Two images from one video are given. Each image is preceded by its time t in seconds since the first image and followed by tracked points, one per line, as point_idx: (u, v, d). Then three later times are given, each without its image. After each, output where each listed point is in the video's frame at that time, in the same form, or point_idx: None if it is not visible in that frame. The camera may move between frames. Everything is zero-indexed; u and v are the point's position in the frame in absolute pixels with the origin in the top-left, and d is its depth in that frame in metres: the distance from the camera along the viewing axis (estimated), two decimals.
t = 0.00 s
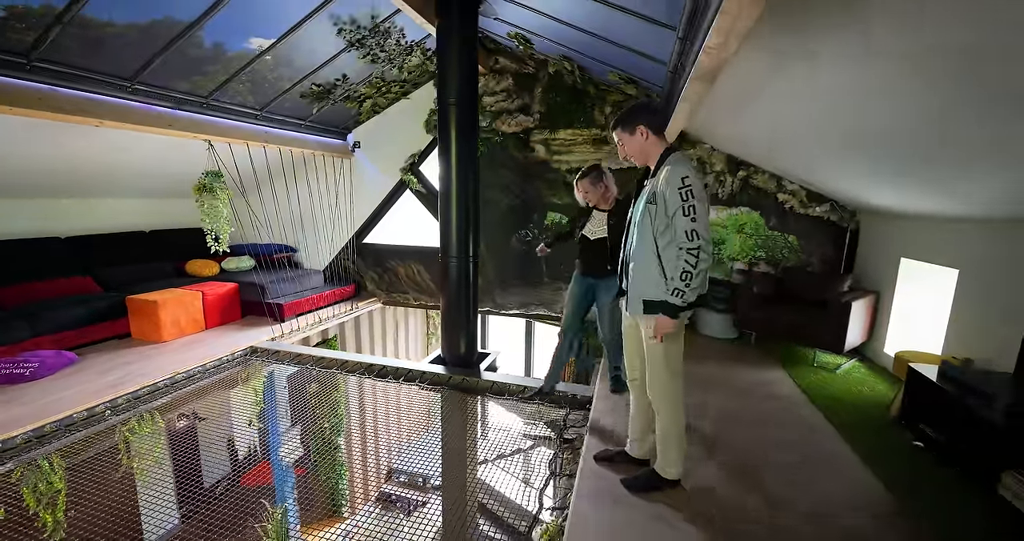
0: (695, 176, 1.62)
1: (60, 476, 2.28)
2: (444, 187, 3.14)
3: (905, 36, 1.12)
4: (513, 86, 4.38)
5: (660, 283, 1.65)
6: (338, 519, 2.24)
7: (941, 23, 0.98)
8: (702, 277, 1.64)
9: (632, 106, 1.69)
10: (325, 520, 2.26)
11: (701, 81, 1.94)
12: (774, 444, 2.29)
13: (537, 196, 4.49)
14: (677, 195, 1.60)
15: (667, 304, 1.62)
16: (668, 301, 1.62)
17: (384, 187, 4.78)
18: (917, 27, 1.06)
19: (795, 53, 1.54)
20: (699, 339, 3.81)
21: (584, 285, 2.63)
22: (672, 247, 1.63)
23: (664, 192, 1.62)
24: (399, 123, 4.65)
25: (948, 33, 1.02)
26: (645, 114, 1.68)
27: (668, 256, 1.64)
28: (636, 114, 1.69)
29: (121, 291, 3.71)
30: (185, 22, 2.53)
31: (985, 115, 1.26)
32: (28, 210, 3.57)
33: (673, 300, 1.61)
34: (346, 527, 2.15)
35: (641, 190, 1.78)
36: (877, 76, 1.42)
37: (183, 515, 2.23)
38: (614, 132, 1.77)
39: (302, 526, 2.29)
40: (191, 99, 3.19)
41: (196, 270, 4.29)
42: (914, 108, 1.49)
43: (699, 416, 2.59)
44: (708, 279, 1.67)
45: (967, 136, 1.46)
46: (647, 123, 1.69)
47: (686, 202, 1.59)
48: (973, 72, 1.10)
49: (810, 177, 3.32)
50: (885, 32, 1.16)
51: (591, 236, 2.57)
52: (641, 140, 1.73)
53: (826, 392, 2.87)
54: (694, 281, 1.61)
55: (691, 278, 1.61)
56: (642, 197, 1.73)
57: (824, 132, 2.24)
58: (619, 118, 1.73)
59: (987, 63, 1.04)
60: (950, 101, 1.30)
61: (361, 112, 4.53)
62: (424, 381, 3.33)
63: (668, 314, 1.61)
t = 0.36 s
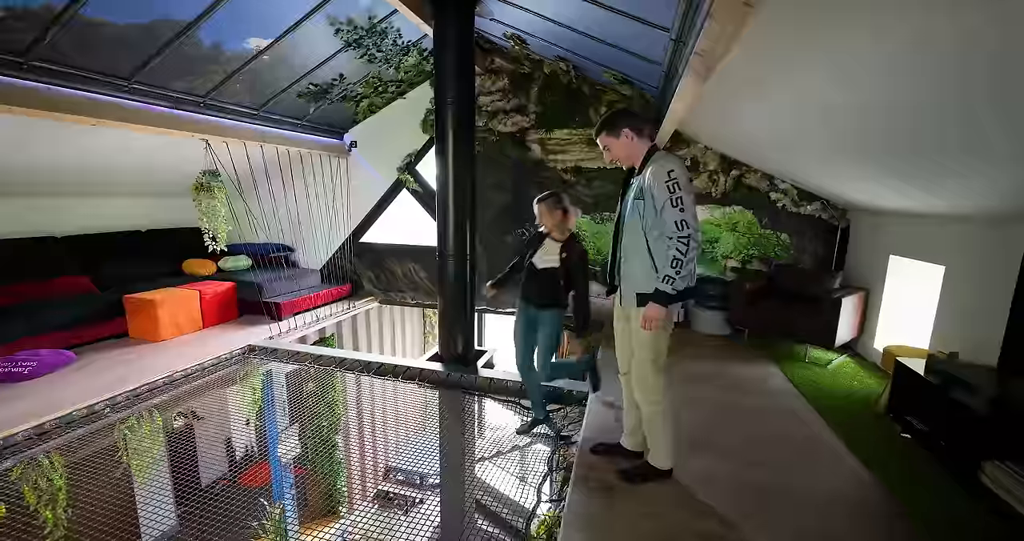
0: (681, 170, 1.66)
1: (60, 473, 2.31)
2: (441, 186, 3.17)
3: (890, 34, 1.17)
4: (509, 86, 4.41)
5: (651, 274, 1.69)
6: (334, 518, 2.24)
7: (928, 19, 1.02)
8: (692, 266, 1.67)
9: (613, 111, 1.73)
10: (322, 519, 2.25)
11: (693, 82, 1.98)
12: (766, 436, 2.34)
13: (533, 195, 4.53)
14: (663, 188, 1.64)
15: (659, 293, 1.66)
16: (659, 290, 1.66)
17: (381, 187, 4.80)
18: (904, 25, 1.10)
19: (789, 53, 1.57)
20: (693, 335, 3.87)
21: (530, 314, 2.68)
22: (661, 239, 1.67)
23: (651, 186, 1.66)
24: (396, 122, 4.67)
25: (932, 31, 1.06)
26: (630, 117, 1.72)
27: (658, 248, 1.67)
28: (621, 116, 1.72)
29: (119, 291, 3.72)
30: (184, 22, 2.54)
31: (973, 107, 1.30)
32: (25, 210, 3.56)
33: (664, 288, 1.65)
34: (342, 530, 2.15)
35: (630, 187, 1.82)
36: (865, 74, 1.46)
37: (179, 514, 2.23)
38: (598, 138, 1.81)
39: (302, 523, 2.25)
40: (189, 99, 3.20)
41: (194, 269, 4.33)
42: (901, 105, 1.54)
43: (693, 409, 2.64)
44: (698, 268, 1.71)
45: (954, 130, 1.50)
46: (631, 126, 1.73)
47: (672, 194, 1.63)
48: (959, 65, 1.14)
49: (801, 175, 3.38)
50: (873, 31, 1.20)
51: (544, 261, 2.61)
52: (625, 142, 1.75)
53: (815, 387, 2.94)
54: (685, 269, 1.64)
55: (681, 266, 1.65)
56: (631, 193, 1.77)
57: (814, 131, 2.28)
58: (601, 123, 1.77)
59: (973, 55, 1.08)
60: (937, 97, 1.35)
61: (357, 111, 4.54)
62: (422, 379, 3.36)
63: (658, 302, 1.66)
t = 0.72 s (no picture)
0: (670, 173, 1.71)
1: (68, 469, 2.35)
2: (442, 186, 3.21)
3: (884, 31, 1.20)
4: (508, 86, 4.45)
5: (648, 276, 1.73)
6: (336, 516, 2.27)
7: (919, 15, 1.06)
8: (687, 266, 1.73)
9: (602, 113, 1.74)
10: (326, 516, 2.29)
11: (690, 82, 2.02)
12: (763, 430, 2.38)
13: (533, 195, 4.57)
14: (655, 192, 1.68)
15: (659, 296, 1.73)
16: (660, 293, 1.73)
17: (381, 186, 4.84)
18: (896, 21, 1.13)
19: (784, 51, 1.61)
20: (691, 333, 3.91)
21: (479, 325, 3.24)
22: (655, 242, 1.71)
23: (643, 189, 1.69)
24: (396, 122, 4.71)
25: (923, 27, 1.10)
26: (621, 119, 1.74)
27: (652, 250, 1.72)
28: (613, 116, 1.73)
29: (122, 290, 3.74)
30: (189, 23, 2.58)
31: (965, 103, 1.34)
32: (28, 210, 3.59)
33: (663, 291, 1.72)
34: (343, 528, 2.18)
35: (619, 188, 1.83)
36: (858, 71, 1.49)
37: (182, 512, 2.29)
38: (587, 137, 1.83)
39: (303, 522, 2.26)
40: (191, 99, 3.23)
41: (195, 269, 4.36)
42: (894, 102, 1.57)
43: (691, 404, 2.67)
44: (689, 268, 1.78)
45: (945, 126, 1.53)
46: (620, 127, 1.75)
47: (664, 198, 1.67)
48: (950, 61, 1.17)
49: (797, 174, 3.43)
50: (865, 28, 1.23)
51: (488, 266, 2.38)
52: (614, 143, 1.78)
53: (812, 383, 2.97)
54: (683, 271, 1.70)
55: (677, 269, 1.71)
56: (621, 195, 1.79)
57: (809, 130, 2.32)
58: (590, 123, 1.78)
59: (962, 51, 1.11)
60: (928, 93, 1.38)
61: (358, 112, 4.58)
62: (423, 376, 3.39)
63: (657, 303, 1.73)
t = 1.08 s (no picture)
0: (653, 181, 1.67)
1: (70, 465, 2.34)
2: (441, 185, 3.22)
3: (884, 25, 1.21)
4: (509, 85, 4.46)
5: (614, 279, 1.74)
6: (337, 514, 2.30)
7: (919, 10, 1.06)
8: (655, 278, 1.70)
9: (598, 105, 1.77)
10: (324, 515, 2.32)
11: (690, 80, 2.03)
12: (762, 427, 2.39)
13: (533, 194, 4.59)
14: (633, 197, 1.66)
15: (622, 303, 1.72)
16: (622, 300, 1.71)
17: (382, 185, 4.85)
18: (896, 16, 1.14)
19: (787, 46, 1.61)
20: (691, 330, 3.93)
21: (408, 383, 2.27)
22: (627, 246, 1.70)
23: (624, 192, 1.69)
24: (397, 121, 4.71)
25: (922, 21, 1.11)
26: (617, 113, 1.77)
27: (623, 253, 1.71)
28: (608, 111, 1.76)
29: (124, 288, 3.76)
30: (190, 22, 2.59)
31: (966, 97, 1.35)
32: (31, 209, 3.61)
33: (624, 298, 1.71)
34: (346, 521, 2.24)
35: (609, 185, 1.85)
36: (858, 65, 1.50)
37: (183, 509, 2.41)
38: (583, 128, 1.85)
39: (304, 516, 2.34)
40: (193, 98, 3.24)
41: (196, 267, 4.36)
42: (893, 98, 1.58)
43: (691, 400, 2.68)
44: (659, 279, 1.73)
45: (944, 121, 1.54)
46: (616, 122, 1.78)
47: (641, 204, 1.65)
48: (949, 55, 1.18)
49: (797, 172, 3.43)
50: (864, 23, 1.24)
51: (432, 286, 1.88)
52: (609, 136, 1.80)
53: (811, 380, 2.98)
54: (646, 282, 1.67)
55: (640, 278, 1.68)
56: (608, 193, 1.80)
57: (807, 127, 2.33)
58: (587, 113, 1.80)
59: (961, 44, 1.12)
60: (928, 87, 1.39)
61: (359, 111, 4.59)
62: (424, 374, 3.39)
63: (617, 309, 1.73)
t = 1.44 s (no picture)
0: (638, 182, 1.66)
1: (80, 458, 2.38)
2: (444, 182, 3.21)
3: (883, 23, 1.19)
4: (512, 81, 4.43)
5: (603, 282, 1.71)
6: (341, 509, 2.27)
7: (919, 8, 1.04)
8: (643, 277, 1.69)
9: (581, 107, 1.73)
10: (328, 510, 2.27)
11: (695, 73, 1.99)
12: (768, 425, 2.36)
13: (536, 191, 4.56)
14: (619, 197, 1.65)
15: (611, 303, 1.69)
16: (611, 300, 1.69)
17: (385, 182, 4.85)
18: (895, 14, 1.12)
19: (788, 42, 1.58)
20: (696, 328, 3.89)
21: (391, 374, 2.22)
22: (614, 247, 1.68)
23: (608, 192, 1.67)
24: (400, 118, 4.71)
25: (921, 18, 1.08)
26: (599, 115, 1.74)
27: (611, 254, 1.69)
28: (592, 112, 1.75)
29: (131, 284, 3.80)
30: (194, 19, 2.60)
31: (965, 96, 1.33)
32: (40, 206, 3.65)
33: (614, 298, 1.68)
34: (349, 514, 2.22)
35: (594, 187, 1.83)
36: (859, 62, 1.48)
37: (190, 505, 2.32)
38: (564, 131, 1.81)
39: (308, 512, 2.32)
40: (198, 96, 3.25)
41: (201, 264, 4.38)
42: (896, 96, 1.56)
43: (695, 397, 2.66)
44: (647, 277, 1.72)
45: (948, 118, 1.52)
46: (599, 124, 1.76)
47: (627, 204, 1.64)
48: (948, 55, 1.17)
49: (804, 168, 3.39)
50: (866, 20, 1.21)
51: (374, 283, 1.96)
52: (592, 139, 1.78)
53: (819, 379, 2.94)
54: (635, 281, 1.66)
55: (630, 277, 1.67)
56: (594, 194, 1.78)
57: (813, 123, 2.29)
58: (569, 116, 1.76)
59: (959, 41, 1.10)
60: (931, 84, 1.36)
61: (362, 109, 4.60)
62: (425, 371, 3.38)
63: (600, 305, 1.71)
